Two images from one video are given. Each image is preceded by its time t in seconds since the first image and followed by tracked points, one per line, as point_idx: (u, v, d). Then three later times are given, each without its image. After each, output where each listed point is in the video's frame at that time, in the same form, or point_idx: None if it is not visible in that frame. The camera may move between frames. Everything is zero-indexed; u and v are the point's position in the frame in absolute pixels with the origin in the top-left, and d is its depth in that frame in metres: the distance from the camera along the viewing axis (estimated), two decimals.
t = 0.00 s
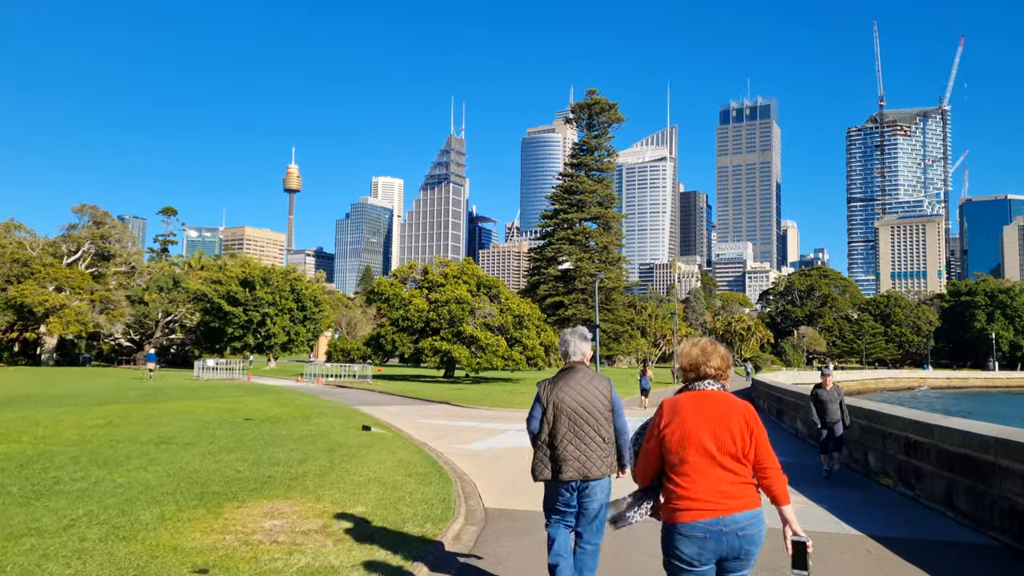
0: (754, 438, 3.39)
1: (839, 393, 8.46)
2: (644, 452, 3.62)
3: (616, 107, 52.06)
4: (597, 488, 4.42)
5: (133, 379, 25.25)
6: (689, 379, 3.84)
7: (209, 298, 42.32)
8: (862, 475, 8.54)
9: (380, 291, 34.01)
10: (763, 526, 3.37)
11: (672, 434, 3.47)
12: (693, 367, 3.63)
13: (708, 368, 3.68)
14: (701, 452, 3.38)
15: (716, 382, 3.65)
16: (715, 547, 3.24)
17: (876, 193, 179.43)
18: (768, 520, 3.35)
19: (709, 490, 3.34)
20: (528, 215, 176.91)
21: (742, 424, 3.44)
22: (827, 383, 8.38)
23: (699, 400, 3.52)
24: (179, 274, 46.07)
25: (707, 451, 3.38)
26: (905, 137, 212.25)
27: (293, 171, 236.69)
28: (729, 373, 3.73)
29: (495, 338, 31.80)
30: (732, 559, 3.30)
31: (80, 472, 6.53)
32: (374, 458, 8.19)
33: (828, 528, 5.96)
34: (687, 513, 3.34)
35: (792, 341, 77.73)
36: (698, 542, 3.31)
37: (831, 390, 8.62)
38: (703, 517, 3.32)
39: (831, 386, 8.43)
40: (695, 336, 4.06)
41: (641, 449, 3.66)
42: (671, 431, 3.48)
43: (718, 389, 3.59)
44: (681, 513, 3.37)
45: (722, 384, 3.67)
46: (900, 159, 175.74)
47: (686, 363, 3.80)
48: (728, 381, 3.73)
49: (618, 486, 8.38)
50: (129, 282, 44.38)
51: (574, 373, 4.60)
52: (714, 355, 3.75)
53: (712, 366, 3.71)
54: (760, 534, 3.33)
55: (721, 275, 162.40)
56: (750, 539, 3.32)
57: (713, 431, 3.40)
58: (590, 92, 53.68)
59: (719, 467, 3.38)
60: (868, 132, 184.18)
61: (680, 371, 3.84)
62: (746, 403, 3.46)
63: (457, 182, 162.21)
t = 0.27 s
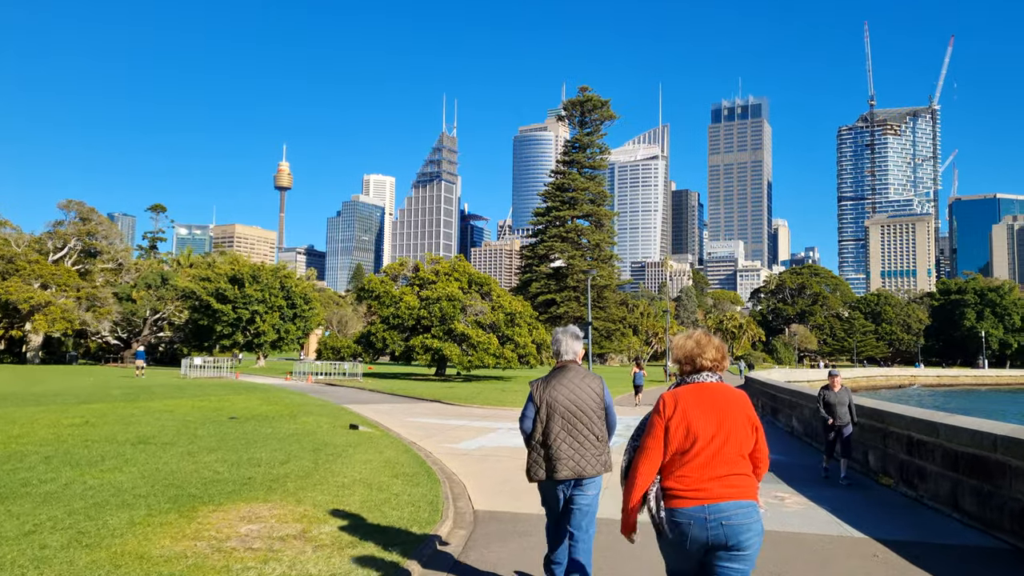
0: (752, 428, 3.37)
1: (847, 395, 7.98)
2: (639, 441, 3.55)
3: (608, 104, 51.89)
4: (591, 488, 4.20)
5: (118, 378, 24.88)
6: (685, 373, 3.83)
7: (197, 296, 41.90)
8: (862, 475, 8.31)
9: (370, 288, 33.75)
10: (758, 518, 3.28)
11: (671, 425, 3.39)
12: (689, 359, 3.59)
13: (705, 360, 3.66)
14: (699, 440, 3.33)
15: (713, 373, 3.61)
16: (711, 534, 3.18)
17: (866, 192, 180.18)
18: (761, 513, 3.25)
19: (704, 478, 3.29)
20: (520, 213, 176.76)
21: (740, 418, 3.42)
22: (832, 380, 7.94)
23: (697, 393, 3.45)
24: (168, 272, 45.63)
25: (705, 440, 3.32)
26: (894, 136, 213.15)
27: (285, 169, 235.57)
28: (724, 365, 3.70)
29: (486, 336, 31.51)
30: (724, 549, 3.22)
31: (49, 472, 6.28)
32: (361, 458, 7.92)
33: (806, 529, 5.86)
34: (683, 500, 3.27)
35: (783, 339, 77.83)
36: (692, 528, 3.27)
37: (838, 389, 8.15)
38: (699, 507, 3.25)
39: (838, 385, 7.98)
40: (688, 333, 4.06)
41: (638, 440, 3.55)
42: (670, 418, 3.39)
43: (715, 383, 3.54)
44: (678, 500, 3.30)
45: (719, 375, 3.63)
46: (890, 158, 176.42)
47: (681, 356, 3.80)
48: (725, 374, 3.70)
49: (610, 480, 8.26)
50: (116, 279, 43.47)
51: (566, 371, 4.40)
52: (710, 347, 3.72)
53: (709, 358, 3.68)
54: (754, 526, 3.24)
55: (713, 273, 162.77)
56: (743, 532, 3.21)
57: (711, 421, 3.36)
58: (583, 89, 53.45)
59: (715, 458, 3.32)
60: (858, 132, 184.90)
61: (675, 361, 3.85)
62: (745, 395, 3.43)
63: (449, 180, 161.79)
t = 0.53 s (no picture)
0: (739, 433, 3.31)
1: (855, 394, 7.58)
2: (624, 443, 3.50)
3: (598, 102, 51.67)
4: (579, 488, 4.07)
5: (101, 378, 24.48)
6: (676, 378, 3.74)
7: (183, 295, 41.37)
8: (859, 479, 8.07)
9: (359, 287, 33.43)
10: (747, 525, 3.22)
11: (659, 431, 3.33)
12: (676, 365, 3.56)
13: (692, 367, 3.69)
14: (687, 447, 3.26)
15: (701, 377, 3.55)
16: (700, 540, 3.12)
17: (854, 192, 181.12)
18: (748, 520, 3.20)
19: (692, 484, 3.22)
20: (510, 212, 176.47)
21: (729, 422, 3.34)
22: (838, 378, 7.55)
23: (686, 397, 3.37)
24: (154, 270, 45.02)
25: (690, 446, 3.26)
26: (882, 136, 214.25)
27: (274, 167, 234.12)
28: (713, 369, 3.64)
29: (476, 335, 31.18)
30: (713, 555, 3.14)
31: (13, 479, 6.00)
32: (343, 463, 7.62)
33: (805, 537, 5.62)
34: (671, 505, 3.20)
35: (772, 338, 77.97)
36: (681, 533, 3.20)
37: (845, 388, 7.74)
38: (688, 512, 3.19)
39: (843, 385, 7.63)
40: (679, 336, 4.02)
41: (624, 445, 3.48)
42: (656, 424, 3.34)
43: (705, 387, 3.46)
44: (667, 505, 3.24)
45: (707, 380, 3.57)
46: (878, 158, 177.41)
47: (670, 359, 3.75)
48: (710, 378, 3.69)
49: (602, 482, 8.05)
50: (100, 278, 42.80)
51: (553, 371, 4.26)
52: (696, 355, 3.73)
53: (696, 364, 3.70)
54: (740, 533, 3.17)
55: (702, 272, 163.25)
56: (729, 538, 3.15)
57: (696, 426, 3.30)
58: (573, 87, 53.22)
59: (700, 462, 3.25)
60: (846, 132, 185.79)
61: (664, 367, 3.80)
62: (732, 398, 3.37)
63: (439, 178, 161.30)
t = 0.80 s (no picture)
0: (727, 426, 3.28)
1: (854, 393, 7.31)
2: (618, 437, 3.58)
3: (583, 100, 51.47)
4: (563, 484, 4.12)
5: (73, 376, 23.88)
6: (664, 371, 3.70)
7: (162, 291, 40.63)
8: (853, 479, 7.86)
9: (341, 284, 32.97)
10: (737, 515, 3.23)
11: (648, 422, 3.39)
12: (666, 358, 3.52)
13: (681, 359, 3.60)
14: (675, 438, 3.26)
15: (689, 371, 3.56)
16: (688, 531, 3.12)
17: (836, 192, 182.67)
18: (740, 511, 3.18)
19: (684, 477, 3.22)
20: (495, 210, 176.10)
21: (716, 414, 3.33)
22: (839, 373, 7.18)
23: (675, 390, 3.41)
24: (132, 267, 44.14)
25: (681, 439, 3.28)
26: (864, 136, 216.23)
27: (256, 164, 231.88)
28: (702, 364, 3.64)
29: (459, 333, 30.81)
30: (703, 546, 3.15)
31: None
32: (319, 464, 7.28)
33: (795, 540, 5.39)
34: (665, 497, 3.16)
35: (756, 337, 78.26)
36: (674, 526, 3.16)
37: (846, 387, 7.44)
38: (680, 504, 3.18)
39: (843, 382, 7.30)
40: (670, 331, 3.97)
41: (615, 439, 3.53)
42: (646, 419, 3.40)
43: (692, 380, 3.49)
44: (656, 497, 3.24)
45: (695, 374, 3.58)
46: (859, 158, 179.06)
47: (658, 355, 3.70)
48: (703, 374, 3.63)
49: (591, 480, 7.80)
50: (75, 274, 41.97)
51: (541, 368, 4.32)
52: (687, 347, 3.66)
53: (685, 356, 3.62)
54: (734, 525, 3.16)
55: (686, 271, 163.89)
56: (724, 525, 3.14)
57: (688, 423, 3.31)
58: (558, 84, 52.98)
59: (692, 455, 3.26)
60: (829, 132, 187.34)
61: (653, 360, 3.75)
62: (723, 393, 3.36)
63: (424, 176, 160.53)
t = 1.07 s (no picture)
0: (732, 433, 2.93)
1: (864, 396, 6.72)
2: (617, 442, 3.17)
3: (571, 98, 51.25)
4: (559, 491, 3.97)
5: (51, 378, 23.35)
6: (668, 374, 3.38)
7: (143, 290, 39.97)
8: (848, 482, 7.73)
9: (326, 283, 32.54)
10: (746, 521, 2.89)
11: (651, 425, 2.97)
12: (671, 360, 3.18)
13: (689, 363, 3.27)
14: (681, 443, 2.89)
15: (695, 376, 3.22)
16: (698, 539, 2.78)
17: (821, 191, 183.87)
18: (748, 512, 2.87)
19: (686, 483, 2.86)
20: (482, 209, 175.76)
21: (721, 418, 2.96)
22: (848, 373, 6.54)
23: (678, 393, 3.01)
24: (113, 266, 43.40)
25: (685, 444, 2.90)
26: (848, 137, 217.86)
27: (241, 162, 230.04)
28: (709, 368, 3.29)
29: (446, 332, 30.54)
30: (710, 550, 2.82)
31: None
32: (298, 471, 6.97)
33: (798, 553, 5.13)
34: (666, 503, 2.82)
35: (742, 336, 78.48)
36: (680, 535, 2.82)
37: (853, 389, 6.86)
38: (683, 511, 2.82)
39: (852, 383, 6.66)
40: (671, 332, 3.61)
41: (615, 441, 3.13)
42: (649, 420, 2.97)
43: (698, 384, 3.11)
44: (660, 505, 2.87)
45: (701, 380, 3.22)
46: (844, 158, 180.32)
47: (666, 358, 3.33)
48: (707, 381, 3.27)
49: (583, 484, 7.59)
50: (55, 272, 41.32)
51: (540, 371, 4.17)
52: (694, 350, 3.33)
53: (691, 360, 3.30)
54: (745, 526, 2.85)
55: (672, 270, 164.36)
56: (729, 535, 2.83)
57: (694, 427, 2.91)
58: (545, 82, 52.75)
59: (696, 460, 2.88)
60: (814, 132, 188.50)
61: (659, 362, 3.38)
62: (726, 397, 2.98)
63: (410, 174, 159.91)
